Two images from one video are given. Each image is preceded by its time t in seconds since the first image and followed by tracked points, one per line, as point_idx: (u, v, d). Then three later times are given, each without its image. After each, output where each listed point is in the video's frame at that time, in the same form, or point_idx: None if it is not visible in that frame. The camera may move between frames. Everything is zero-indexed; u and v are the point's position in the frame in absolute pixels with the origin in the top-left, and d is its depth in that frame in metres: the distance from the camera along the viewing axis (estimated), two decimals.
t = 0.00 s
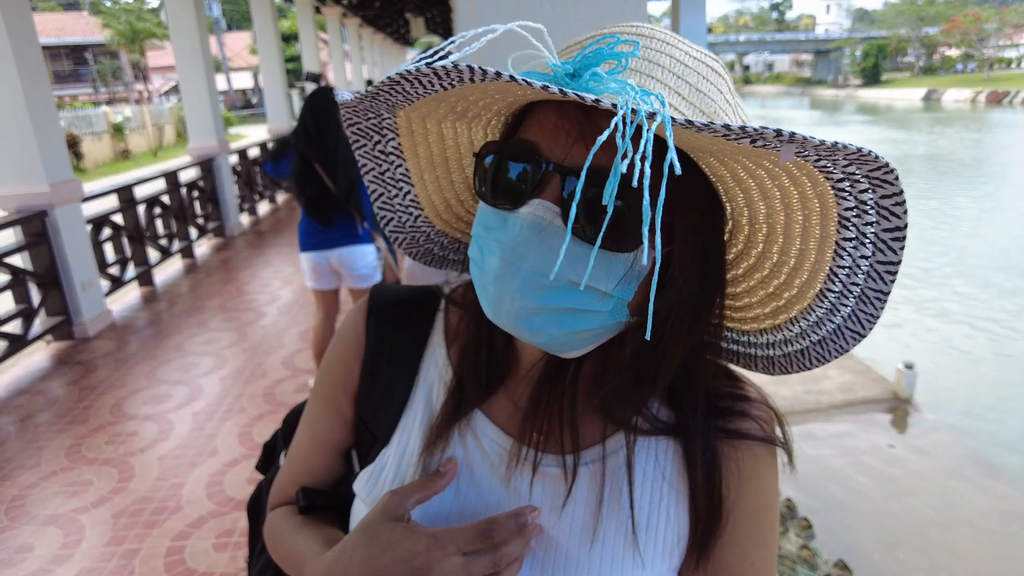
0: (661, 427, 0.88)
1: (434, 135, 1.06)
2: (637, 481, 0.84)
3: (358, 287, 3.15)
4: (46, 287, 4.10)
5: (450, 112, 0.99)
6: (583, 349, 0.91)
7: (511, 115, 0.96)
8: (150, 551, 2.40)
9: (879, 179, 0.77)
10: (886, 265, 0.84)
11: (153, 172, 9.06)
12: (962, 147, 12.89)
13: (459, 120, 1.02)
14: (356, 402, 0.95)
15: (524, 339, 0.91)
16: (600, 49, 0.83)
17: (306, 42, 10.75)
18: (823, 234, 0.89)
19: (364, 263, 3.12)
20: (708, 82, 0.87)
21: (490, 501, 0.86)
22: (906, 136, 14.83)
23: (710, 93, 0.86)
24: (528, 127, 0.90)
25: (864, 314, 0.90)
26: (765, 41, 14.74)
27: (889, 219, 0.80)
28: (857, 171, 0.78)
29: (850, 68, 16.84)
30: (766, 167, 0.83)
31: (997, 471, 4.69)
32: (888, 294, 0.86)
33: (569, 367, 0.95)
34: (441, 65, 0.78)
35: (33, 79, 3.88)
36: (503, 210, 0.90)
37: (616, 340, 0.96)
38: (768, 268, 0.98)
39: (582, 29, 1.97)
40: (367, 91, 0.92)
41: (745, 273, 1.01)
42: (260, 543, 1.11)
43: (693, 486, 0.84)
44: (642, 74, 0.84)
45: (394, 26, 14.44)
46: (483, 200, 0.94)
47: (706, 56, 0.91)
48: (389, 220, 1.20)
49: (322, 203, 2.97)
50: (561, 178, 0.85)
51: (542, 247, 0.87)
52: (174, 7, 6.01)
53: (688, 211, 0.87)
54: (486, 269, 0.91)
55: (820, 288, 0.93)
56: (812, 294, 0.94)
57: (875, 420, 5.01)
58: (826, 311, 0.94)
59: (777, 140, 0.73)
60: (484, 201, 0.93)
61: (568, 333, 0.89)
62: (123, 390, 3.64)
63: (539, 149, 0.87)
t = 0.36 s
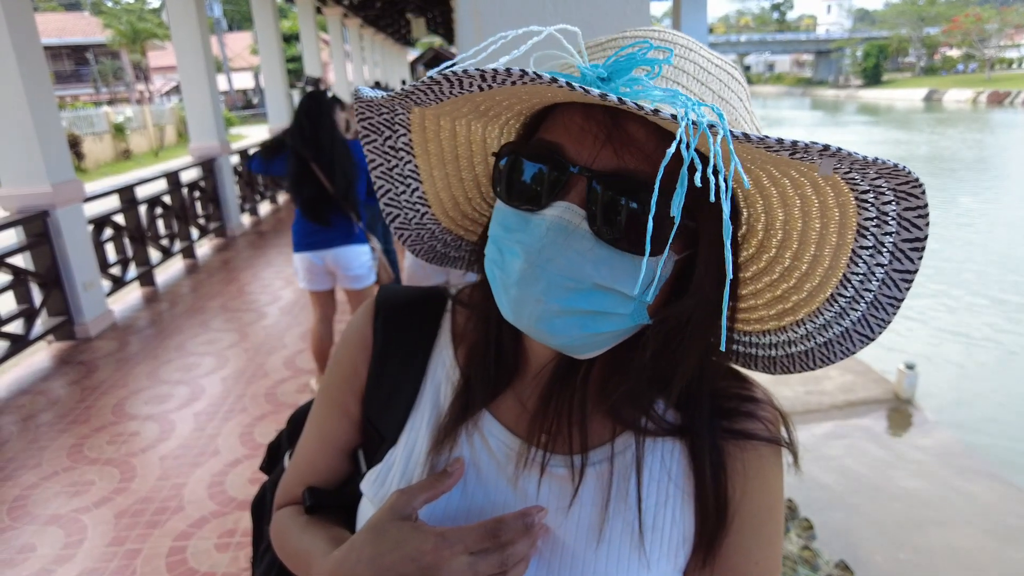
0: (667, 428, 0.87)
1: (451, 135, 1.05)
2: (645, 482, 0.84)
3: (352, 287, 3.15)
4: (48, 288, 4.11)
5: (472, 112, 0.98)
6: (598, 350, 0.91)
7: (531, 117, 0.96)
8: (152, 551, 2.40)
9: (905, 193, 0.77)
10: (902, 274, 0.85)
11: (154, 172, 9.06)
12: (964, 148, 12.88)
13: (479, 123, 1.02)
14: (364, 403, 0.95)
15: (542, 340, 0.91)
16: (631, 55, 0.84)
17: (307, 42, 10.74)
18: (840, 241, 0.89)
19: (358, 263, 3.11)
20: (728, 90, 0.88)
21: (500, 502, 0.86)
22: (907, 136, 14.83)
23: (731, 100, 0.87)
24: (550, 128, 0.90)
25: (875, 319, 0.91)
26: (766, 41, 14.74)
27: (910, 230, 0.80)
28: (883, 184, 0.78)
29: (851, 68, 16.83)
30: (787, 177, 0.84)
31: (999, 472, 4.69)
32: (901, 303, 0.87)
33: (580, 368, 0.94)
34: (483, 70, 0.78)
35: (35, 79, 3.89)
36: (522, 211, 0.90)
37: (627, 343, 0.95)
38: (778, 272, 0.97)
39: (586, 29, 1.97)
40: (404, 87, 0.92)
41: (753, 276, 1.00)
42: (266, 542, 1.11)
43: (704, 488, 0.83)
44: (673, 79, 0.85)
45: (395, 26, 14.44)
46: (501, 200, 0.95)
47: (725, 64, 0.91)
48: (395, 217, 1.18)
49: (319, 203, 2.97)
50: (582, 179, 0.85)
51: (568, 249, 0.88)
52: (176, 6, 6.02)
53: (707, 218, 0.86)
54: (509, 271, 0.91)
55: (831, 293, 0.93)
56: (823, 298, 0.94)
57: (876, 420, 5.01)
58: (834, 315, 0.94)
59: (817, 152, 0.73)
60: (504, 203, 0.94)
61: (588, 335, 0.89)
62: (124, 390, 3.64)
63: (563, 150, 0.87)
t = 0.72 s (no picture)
0: (664, 427, 0.87)
1: (452, 133, 1.05)
2: (641, 481, 0.84)
3: (344, 288, 3.14)
4: (48, 288, 4.11)
5: (474, 110, 0.98)
6: (597, 348, 0.92)
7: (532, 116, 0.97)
8: (152, 551, 2.40)
9: (903, 195, 0.78)
10: (898, 275, 0.85)
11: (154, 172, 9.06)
12: (965, 148, 12.88)
13: (480, 122, 1.02)
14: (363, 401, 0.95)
15: (542, 339, 0.91)
16: (635, 55, 0.84)
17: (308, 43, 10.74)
18: (838, 243, 0.89)
19: (350, 264, 3.11)
20: (729, 92, 0.88)
21: (498, 499, 0.86)
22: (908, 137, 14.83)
23: (731, 101, 0.87)
24: (552, 127, 0.90)
25: (871, 320, 0.91)
26: (767, 42, 14.75)
27: (909, 232, 0.81)
28: (882, 187, 0.78)
29: (851, 69, 16.83)
30: (785, 180, 0.84)
31: (999, 472, 4.69)
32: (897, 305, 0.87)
33: (578, 366, 0.94)
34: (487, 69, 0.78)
35: (35, 79, 3.89)
36: (523, 209, 0.90)
37: (624, 342, 0.95)
38: (775, 272, 0.97)
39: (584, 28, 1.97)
40: (407, 84, 0.92)
41: (749, 277, 1.00)
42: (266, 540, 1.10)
43: (701, 487, 0.83)
44: (676, 80, 0.85)
45: (395, 27, 14.44)
46: (501, 198, 0.95)
47: (726, 65, 0.92)
48: (394, 213, 1.18)
49: (313, 203, 2.97)
50: (583, 178, 0.85)
51: (568, 247, 0.88)
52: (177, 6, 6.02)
53: (706, 219, 0.86)
54: (511, 269, 0.91)
55: (828, 293, 0.93)
56: (819, 298, 0.94)
57: (876, 421, 5.01)
58: (831, 315, 0.95)
59: (818, 155, 0.73)
60: (504, 202, 0.94)
61: (587, 334, 0.90)
62: (124, 390, 3.64)
63: (565, 149, 0.87)
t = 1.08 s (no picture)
0: (657, 425, 0.87)
1: (448, 134, 1.06)
2: (633, 480, 0.84)
3: (338, 288, 3.15)
4: (47, 288, 4.11)
5: (469, 111, 0.99)
6: (591, 349, 0.92)
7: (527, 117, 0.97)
8: (150, 551, 2.41)
9: (894, 201, 0.78)
10: (890, 278, 0.86)
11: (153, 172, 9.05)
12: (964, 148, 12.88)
13: (475, 123, 1.02)
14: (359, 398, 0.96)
15: (536, 339, 0.92)
16: (629, 59, 0.84)
17: (307, 43, 10.72)
18: (830, 246, 0.89)
19: (344, 265, 3.11)
20: (724, 94, 0.88)
21: (492, 498, 0.87)
22: (907, 137, 14.84)
23: (726, 104, 0.87)
24: (546, 128, 0.91)
25: (863, 323, 0.92)
26: (766, 42, 14.76)
27: (899, 237, 0.81)
28: (873, 191, 0.79)
29: (851, 69, 16.84)
30: (777, 183, 0.84)
31: (997, 472, 4.69)
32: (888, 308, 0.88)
33: (574, 364, 0.95)
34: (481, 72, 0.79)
35: (34, 79, 3.89)
36: (520, 210, 0.91)
37: (619, 341, 0.96)
38: (769, 273, 0.97)
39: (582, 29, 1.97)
40: (403, 87, 0.92)
41: (743, 278, 1.00)
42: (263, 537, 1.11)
43: (694, 487, 0.83)
44: (671, 84, 0.85)
45: (394, 25, 14.45)
46: (497, 199, 0.95)
47: (721, 67, 0.92)
48: (390, 212, 1.19)
49: (306, 204, 2.98)
50: (577, 179, 0.86)
51: (561, 248, 0.89)
52: (176, 6, 6.02)
53: (698, 220, 0.86)
54: (508, 270, 0.91)
55: (820, 295, 0.94)
56: (811, 300, 0.95)
57: (874, 421, 5.02)
58: (823, 316, 0.95)
59: (810, 161, 0.73)
60: (500, 202, 0.94)
61: (580, 334, 0.90)
62: (123, 390, 3.64)
63: (558, 151, 0.87)
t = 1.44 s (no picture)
0: (649, 424, 0.88)
1: (441, 136, 1.06)
2: (627, 479, 0.85)
3: (336, 288, 3.15)
4: (44, 288, 4.10)
5: (463, 112, 0.99)
6: (584, 349, 0.92)
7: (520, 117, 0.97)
8: (147, 551, 2.41)
9: (884, 198, 0.79)
10: (878, 275, 0.87)
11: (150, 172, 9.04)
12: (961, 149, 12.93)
13: (468, 125, 1.03)
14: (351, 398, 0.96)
15: (531, 339, 0.92)
16: (624, 61, 0.85)
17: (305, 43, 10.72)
18: (819, 245, 0.90)
19: (340, 264, 3.11)
20: (714, 95, 0.89)
21: (486, 498, 0.87)
22: (905, 138, 14.88)
23: (716, 105, 0.88)
24: (541, 130, 0.91)
25: (852, 319, 0.92)
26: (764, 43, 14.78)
27: (887, 234, 0.82)
28: (862, 188, 0.80)
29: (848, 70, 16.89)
30: (767, 184, 0.85)
31: (993, 471, 4.71)
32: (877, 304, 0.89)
33: (567, 362, 0.95)
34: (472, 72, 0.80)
35: (31, 80, 3.89)
36: (515, 211, 0.91)
37: (611, 342, 0.96)
38: (758, 272, 0.98)
39: (575, 31, 1.97)
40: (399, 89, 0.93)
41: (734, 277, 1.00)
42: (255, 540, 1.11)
43: (687, 486, 0.84)
44: (667, 87, 0.86)
45: (393, 26, 14.45)
46: (492, 201, 0.95)
47: (711, 70, 0.93)
48: (383, 215, 1.18)
49: (300, 205, 2.98)
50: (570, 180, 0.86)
51: (557, 249, 0.89)
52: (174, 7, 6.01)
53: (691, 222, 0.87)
54: (504, 270, 0.91)
55: (809, 293, 0.94)
56: (801, 298, 0.95)
57: (871, 421, 5.03)
58: (812, 314, 0.96)
59: (803, 160, 0.74)
60: (494, 202, 0.95)
61: (575, 334, 0.90)
62: (120, 390, 3.64)
63: (553, 152, 0.88)
